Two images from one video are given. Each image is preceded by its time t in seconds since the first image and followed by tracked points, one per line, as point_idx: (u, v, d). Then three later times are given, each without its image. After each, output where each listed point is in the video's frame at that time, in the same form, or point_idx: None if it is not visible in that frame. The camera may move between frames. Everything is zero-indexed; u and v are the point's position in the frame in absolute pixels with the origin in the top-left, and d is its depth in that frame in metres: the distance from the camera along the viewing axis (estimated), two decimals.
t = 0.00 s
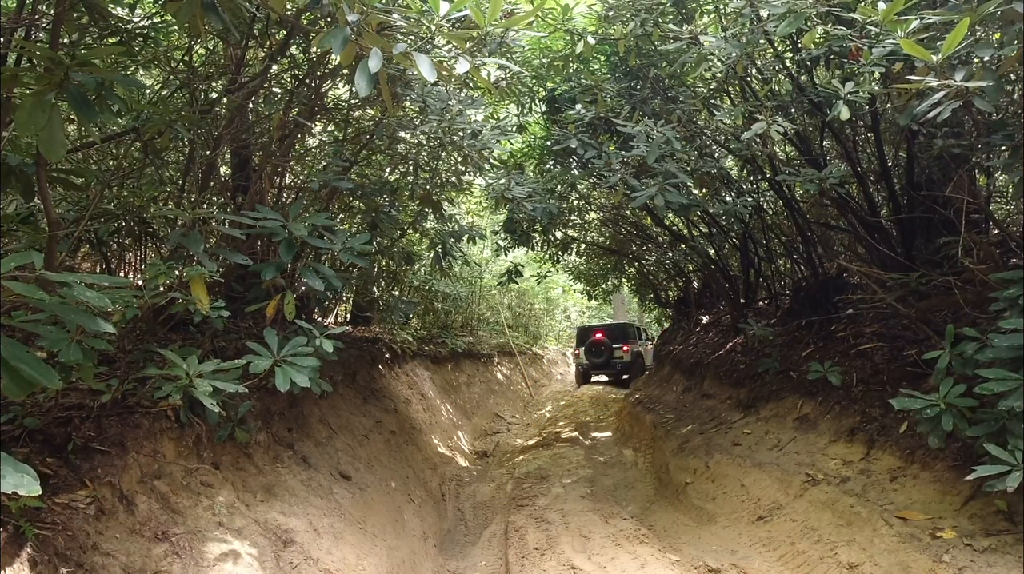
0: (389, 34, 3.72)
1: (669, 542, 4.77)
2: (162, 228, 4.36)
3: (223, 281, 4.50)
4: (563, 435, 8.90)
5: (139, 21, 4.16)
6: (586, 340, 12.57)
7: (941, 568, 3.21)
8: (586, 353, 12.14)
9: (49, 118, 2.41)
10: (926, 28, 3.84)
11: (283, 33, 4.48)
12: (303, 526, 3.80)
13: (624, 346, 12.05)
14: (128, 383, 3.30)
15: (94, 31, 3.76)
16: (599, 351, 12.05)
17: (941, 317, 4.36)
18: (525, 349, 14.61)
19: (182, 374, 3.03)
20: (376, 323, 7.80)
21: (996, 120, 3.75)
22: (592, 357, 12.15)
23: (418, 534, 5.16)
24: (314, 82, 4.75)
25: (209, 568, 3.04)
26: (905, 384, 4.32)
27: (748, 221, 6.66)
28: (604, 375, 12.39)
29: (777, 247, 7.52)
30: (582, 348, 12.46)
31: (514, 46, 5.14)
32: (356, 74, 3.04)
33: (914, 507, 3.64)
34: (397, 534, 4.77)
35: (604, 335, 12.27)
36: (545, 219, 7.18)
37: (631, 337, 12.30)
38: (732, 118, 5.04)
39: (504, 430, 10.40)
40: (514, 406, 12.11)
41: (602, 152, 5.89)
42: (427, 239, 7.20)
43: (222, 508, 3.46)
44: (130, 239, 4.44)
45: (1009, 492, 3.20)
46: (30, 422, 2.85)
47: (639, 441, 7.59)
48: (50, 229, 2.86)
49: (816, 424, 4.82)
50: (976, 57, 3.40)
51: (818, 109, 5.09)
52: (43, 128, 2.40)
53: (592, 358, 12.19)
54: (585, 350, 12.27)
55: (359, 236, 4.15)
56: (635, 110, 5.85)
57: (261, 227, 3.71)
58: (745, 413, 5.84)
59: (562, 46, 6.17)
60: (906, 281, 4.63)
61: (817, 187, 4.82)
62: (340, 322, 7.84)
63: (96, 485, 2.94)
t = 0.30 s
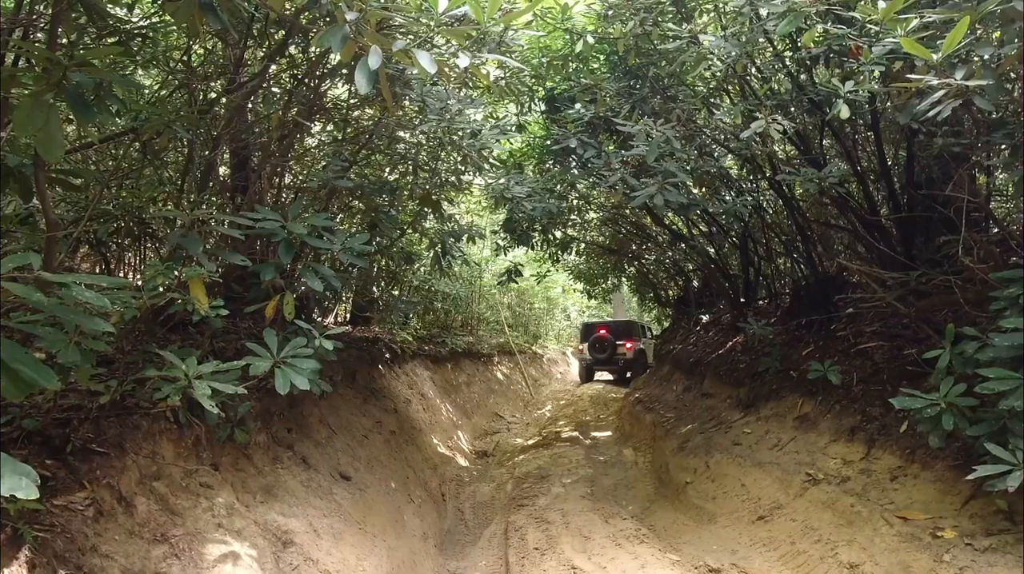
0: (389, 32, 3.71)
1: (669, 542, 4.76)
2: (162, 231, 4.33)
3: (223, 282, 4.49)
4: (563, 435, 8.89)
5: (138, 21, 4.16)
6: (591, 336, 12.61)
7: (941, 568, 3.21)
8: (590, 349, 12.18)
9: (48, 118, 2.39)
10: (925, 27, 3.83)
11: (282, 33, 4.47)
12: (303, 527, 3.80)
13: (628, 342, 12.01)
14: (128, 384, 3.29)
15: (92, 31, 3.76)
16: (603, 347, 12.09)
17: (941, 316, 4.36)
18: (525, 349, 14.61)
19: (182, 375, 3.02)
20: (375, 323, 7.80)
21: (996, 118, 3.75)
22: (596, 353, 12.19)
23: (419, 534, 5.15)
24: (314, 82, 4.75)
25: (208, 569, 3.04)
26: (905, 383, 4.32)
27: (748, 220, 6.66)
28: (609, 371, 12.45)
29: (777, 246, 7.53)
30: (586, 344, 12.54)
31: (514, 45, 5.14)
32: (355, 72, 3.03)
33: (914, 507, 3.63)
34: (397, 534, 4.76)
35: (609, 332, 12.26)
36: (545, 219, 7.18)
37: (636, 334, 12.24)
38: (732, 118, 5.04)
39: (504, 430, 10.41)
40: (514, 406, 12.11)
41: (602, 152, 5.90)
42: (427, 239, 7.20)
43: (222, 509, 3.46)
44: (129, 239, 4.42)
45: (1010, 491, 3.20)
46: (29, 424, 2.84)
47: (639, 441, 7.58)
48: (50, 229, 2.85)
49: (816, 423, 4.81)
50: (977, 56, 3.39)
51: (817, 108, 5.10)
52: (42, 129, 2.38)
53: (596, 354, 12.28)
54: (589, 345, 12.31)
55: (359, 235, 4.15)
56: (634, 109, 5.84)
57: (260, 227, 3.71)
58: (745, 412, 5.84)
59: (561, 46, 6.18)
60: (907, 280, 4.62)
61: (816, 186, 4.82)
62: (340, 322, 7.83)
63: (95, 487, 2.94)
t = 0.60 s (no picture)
0: (386, 32, 3.71)
1: (669, 541, 4.75)
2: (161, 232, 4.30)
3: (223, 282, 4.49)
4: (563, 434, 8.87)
5: (135, 21, 4.15)
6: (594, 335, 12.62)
7: (942, 567, 3.20)
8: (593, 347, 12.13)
9: (44, 118, 2.38)
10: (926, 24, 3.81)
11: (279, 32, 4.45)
12: (302, 528, 3.79)
13: (631, 342, 12.08)
14: (126, 386, 3.27)
15: (89, 31, 3.75)
16: (607, 345, 12.05)
17: (942, 314, 4.35)
18: (525, 348, 14.59)
19: (180, 376, 3.00)
20: (375, 323, 7.78)
21: (997, 116, 3.74)
22: (599, 351, 12.13)
23: (419, 535, 5.14)
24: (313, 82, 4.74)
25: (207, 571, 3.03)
26: (906, 382, 4.31)
27: (747, 218, 6.64)
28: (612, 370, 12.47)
29: (777, 244, 7.51)
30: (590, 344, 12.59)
31: (512, 44, 5.12)
32: (354, 71, 3.01)
33: (916, 506, 3.62)
34: (398, 535, 4.75)
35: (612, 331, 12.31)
36: (544, 218, 7.16)
37: (639, 334, 12.33)
38: (731, 116, 5.02)
39: (504, 429, 10.39)
40: (514, 405, 12.09)
41: (601, 151, 5.89)
42: (426, 239, 7.18)
43: (221, 511, 3.45)
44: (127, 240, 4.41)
45: (1012, 491, 3.19)
46: (27, 426, 2.83)
47: (640, 440, 7.57)
48: (46, 232, 2.88)
49: (817, 422, 4.80)
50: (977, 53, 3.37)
51: (817, 106, 5.10)
52: (38, 129, 2.38)
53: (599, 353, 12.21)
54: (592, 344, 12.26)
55: (359, 236, 4.11)
56: (633, 108, 5.83)
57: (259, 227, 3.69)
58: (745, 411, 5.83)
59: (560, 44, 6.17)
60: (907, 278, 4.61)
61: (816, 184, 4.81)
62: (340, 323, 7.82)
63: (93, 489, 2.92)
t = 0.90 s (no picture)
0: (386, 34, 3.72)
1: (669, 540, 4.75)
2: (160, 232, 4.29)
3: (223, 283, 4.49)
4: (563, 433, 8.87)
5: (134, 21, 4.15)
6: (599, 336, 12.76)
7: (943, 566, 3.21)
8: (597, 348, 12.28)
9: (42, 119, 2.38)
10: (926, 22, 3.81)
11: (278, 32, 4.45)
12: (302, 528, 3.79)
13: (635, 342, 12.23)
14: (126, 386, 3.27)
15: (88, 31, 3.74)
16: (611, 346, 12.20)
17: (942, 313, 4.34)
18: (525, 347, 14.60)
19: (180, 376, 2.99)
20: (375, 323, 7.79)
21: (997, 114, 3.74)
22: (603, 352, 12.29)
23: (419, 535, 5.14)
24: (311, 82, 4.73)
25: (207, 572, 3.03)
26: (906, 381, 4.30)
27: (747, 217, 6.64)
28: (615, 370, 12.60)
29: (777, 243, 7.51)
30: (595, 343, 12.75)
31: (512, 43, 5.12)
32: (351, 72, 2.99)
33: (916, 505, 3.62)
34: (398, 535, 4.75)
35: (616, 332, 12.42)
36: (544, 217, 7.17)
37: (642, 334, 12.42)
38: (730, 115, 5.02)
39: (504, 428, 10.39)
40: (514, 405, 12.09)
41: (600, 150, 5.90)
42: (426, 238, 7.18)
43: (221, 512, 3.45)
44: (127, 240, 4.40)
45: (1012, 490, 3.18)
46: (27, 427, 2.83)
47: (640, 439, 7.57)
48: (45, 235, 2.89)
49: (818, 421, 4.79)
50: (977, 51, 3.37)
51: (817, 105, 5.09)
52: (37, 130, 2.37)
53: (604, 354, 12.41)
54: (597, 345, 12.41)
55: (359, 236, 4.10)
56: (633, 107, 5.82)
57: (258, 227, 3.68)
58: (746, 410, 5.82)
59: (560, 43, 6.18)
60: (907, 277, 4.61)
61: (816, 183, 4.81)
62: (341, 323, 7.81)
63: (93, 490, 2.92)
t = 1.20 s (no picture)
0: (385, 33, 3.70)
1: (670, 542, 4.73)
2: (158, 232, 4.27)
3: (223, 283, 4.48)
4: (563, 434, 8.86)
5: (133, 21, 4.14)
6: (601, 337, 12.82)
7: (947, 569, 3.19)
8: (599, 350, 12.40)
9: (38, 118, 2.35)
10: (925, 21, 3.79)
11: (277, 32, 4.43)
12: (301, 531, 3.77)
13: (636, 343, 12.27)
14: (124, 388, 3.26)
15: (86, 31, 3.73)
16: (613, 348, 12.30)
17: (943, 313, 4.33)
18: (525, 348, 14.58)
19: (176, 378, 2.96)
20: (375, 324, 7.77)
21: (998, 114, 3.72)
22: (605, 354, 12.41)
23: (419, 536, 5.13)
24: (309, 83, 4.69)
25: None
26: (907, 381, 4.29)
27: (748, 217, 6.62)
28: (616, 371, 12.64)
29: (777, 243, 7.50)
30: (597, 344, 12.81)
31: (512, 43, 5.11)
32: (349, 73, 2.98)
33: (919, 506, 3.60)
34: (398, 537, 4.74)
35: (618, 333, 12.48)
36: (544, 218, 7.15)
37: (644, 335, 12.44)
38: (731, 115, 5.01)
39: (504, 429, 10.38)
40: (514, 405, 12.08)
41: (600, 151, 5.88)
42: (426, 239, 7.17)
43: (219, 515, 3.43)
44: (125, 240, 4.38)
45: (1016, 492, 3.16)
46: (21, 431, 2.82)
47: (640, 440, 7.55)
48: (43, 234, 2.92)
49: (819, 422, 4.77)
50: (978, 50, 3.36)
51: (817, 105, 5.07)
52: (32, 129, 2.34)
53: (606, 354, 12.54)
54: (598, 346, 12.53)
55: (358, 236, 4.09)
56: (633, 107, 5.81)
57: (257, 227, 3.65)
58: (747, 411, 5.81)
59: (560, 44, 6.17)
60: (909, 278, 4.59)
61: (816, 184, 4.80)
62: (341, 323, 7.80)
63: (89, 493, 2.90)
